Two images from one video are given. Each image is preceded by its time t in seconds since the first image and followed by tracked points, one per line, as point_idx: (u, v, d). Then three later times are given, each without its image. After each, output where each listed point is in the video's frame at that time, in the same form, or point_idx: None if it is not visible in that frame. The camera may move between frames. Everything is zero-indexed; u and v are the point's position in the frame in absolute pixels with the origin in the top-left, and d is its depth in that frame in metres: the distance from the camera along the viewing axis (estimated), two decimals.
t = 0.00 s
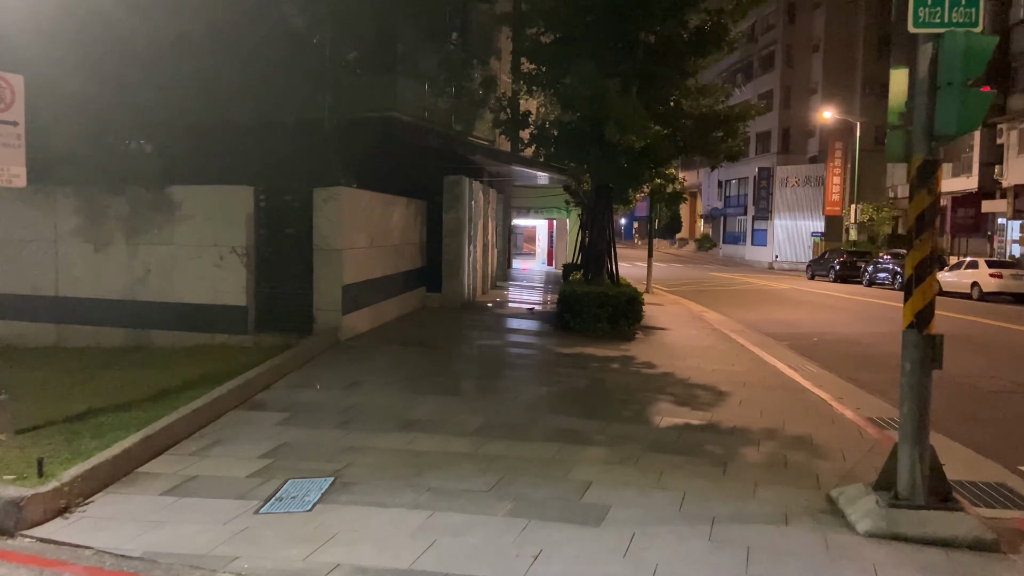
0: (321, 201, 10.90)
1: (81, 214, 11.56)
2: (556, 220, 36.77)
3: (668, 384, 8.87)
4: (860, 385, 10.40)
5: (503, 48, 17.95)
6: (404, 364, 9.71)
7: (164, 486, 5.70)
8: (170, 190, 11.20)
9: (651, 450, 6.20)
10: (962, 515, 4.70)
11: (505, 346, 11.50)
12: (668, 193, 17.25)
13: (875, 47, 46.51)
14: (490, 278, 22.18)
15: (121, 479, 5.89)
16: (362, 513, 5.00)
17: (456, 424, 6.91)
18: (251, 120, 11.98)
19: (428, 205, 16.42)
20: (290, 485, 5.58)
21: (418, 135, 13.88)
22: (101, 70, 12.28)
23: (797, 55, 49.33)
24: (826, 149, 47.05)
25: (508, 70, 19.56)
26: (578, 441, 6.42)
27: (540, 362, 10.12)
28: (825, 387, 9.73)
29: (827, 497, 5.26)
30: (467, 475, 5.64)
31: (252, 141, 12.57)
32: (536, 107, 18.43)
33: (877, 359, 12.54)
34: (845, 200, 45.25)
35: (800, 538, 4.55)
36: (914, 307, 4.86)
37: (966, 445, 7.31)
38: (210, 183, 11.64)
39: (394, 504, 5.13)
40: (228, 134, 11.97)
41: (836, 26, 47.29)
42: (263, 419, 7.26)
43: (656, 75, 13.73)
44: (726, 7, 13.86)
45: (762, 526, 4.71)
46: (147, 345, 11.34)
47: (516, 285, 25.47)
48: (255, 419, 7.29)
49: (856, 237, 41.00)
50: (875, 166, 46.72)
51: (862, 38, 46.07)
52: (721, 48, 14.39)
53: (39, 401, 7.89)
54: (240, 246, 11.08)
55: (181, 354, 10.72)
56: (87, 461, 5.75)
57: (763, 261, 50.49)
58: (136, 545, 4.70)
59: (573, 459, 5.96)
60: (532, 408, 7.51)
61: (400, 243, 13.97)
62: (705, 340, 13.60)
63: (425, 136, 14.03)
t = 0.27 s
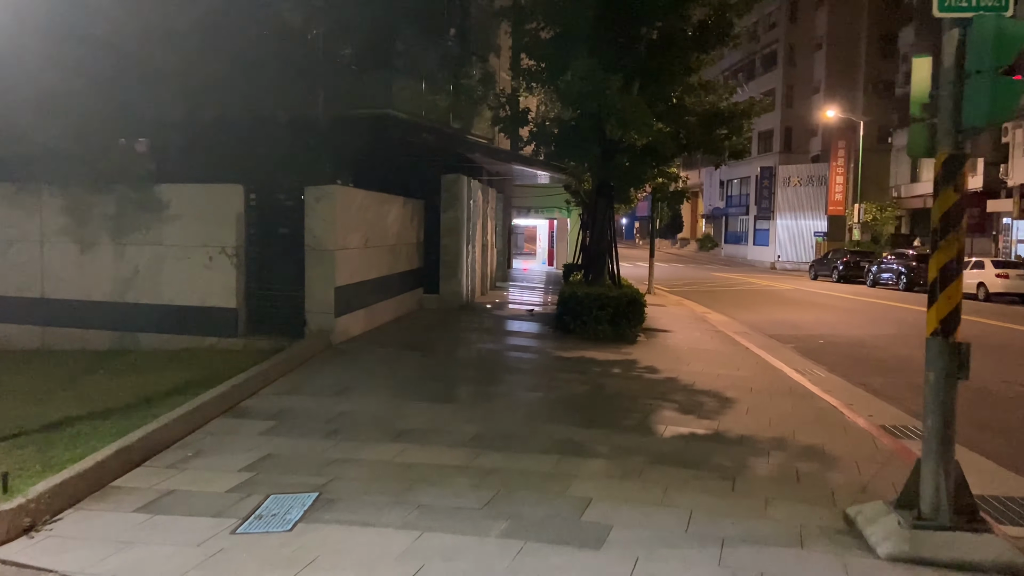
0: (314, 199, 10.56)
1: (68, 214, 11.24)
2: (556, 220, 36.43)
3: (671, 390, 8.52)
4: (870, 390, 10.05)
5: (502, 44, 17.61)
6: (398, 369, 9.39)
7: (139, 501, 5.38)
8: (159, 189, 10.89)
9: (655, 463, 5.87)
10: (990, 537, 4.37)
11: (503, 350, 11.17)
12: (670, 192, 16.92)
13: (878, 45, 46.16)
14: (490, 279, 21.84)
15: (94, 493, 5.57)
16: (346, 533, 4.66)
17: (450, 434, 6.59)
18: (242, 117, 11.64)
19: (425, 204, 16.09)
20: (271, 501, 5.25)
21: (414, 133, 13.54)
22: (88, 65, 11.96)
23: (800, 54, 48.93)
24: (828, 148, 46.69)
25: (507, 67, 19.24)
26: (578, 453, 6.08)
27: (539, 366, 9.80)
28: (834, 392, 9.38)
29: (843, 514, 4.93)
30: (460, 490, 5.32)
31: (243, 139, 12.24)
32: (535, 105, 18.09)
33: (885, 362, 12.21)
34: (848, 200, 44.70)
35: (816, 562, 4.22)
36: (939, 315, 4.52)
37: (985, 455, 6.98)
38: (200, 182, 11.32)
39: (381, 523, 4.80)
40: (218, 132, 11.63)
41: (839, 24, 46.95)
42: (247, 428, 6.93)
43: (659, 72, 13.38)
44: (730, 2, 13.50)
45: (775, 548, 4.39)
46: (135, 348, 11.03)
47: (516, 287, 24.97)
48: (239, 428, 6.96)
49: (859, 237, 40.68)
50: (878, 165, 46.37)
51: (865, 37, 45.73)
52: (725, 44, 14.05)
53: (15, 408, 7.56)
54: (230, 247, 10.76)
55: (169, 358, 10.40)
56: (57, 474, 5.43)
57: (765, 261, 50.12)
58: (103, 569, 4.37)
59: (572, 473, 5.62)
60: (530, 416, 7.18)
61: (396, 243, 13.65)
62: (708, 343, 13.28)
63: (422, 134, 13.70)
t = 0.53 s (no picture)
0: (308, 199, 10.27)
1: (57, 213, 10.97)
2: (557, 220, 36.14)
3: (676, 396, 8.25)
4: (879, 395, 9.79)
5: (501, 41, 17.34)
6: (395, 372, 9.12)
7: (117, 516, 5.11)
8: (149, 188, 10.62)
9: (661, 474, 5.60)
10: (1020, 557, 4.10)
11: (502, 353, 10.90)
12: (673, 191, 16.63)
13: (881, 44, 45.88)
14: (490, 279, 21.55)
15: (71, 507, 5.29)
16: (334, 552, 4.39)
17: (446, 443, 6.30)
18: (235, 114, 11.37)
19: (424, 204, 15.81)
20: (256, 516, 4.98)
21: (412, 131, 13.28)
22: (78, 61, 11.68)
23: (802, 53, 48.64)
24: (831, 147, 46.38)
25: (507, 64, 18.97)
26: (579, 464, 5.80)
27: (539, 370, 9.53)
28: (843, 397, 9.11)
29: (860, 531, 4.66)
30: (455, 504, 5.04)
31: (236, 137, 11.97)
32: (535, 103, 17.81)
33: (894, 365, 11.93)
34: (851, 199, 44.45)
35: None
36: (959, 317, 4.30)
37: (1004, 464, 6.70)
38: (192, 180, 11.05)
39: (371, 540, 4.53)
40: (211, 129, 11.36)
41: (841, 23, 46.67)
42: (235, 436, 6.66)
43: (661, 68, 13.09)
44: None
45: (789, 569, 4.11)
46: (125, 351, 10.75)
47: (516, 287, 24.69)
48: (226, 436, 6.69)
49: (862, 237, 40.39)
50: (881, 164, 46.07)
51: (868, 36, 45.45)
52: (729, 40, 13.76)
53: None
54: (222, 247, 10.49)
55: (160, 361, 10.13)
56: (31, 487, 5.15)
57: (768, 261, 49.82)
58: None
59: (573, 485, 5.35)
60: (530, 423, 6.90)
61: (393, 243, 13.38)
62: (712, 345, 13.00)
63: (420, 132, 13.42)
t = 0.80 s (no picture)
0: (301, 197, 9.96)
1: (44, 211, 10.69)
2: (558, 219, 35.84)
3: (680, 401, 7.97)
4: (890, 399, 9.49)
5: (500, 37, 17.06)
6: (390, 376, 8.84)
7: (92, 530, 4.83)
8: (138, 185, 10.33)
9: (666, 486, 5.31)
10: None
11: (501, 355, 10.62)
12: (675, 190, 16.35)
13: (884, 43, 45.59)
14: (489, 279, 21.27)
15: (44, 520, 5.01)
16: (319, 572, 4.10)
17: (441, 452, 6.01)
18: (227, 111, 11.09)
19: (422, 202, 15.53)
20: (238, 531, 4.69)
21: (410, 128, 12.99)
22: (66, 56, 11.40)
23: (804, 52, 48.34)
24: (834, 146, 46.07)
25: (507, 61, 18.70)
26: (580, 475, 5.51)
27: (538, 373, 9.25)
28: (853, 402, 8.82)
29: (879, 549, 4.38)
30: (449, 519, 4.75)
31: (229, 134, 11.69)
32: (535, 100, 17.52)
33: (902, 368, 11.65)
34: (854, 198, 44.15)
35: None
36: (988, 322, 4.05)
37: None
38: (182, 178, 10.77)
39: (359, 559, 4.24)
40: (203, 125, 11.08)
41: (844, 21, 46.38)
42: (220, 444, 6.38)
43: (664, 64, 12.79)
44: None
45: None
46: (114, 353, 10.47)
47: (517, 287, 24.41)
48: (212, 444, 6.40)
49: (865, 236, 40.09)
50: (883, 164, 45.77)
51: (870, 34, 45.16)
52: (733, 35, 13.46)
53: None
54: (212, 247, 10.20)
55: (149, 363, 9.84)
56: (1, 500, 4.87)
57: (770, 261, 49.52)
58: None
59: (574, 499, 5.06)
60: (529, 430, 6.62)
61: (390, 243, 13.11)
62: (716, 347, 12.72)
63: (418, 129, 13.13)
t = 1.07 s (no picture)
0: (291, 194, 9.61)
1: (28, 209, 10.40)
2: (558, 219, 35.52)
3: (684, 406, 7.66)
4: (900, 404, 9.18)
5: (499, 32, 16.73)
6: (382, 380, 8.53)
7: (58, 548, 4.53)
8: (124, 183, 10.03)
9: (669, 500, 5.01)
10: None
11: (498, 358, 10.32)
12: (677, 188, 16.04)
13: (886, 41, 45.26)
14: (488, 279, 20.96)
15: (7, 535, 4.71)
16: None
17: (432, 462, 5.70)
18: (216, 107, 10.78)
19: (418, 201, 15.22)
20: (212, 549, 4.39)
21: (405, 125, 12.68)
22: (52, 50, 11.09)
23: (805, 50, 48.02)
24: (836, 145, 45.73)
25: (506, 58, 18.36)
26: (578, 487, 5.21)
27: (536, 377, 8.94)
28: (862, 407, 8.50)
29: (898, 571, 4.08)
30: (436, 536, 4.45)
31: (219, 130, 11.38)
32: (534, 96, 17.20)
33: (911, 371, 11.33)
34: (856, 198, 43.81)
35: None
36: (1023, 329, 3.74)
37: None
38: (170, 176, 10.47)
39: None
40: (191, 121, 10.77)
41: (846, 19, 46.07)
42: (201, 453, 6.07)
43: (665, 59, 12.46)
44: None
45: None
46: (100, 356, 10.17)
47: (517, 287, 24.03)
48: (192, 453, 6.09)
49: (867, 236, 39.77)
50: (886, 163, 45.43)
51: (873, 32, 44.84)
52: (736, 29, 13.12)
53: None
54: (200, 246, 9.90)
55: (135, 367, 9.54)
56: None
57: (771, 261, 49.20)
58: None
59: (572, 514, 4.75)
60: (526, 439, 6.31)
61: (385, 242, 12.80)
62: (718, 349, 12.41)
63: (414, 125, 12.83)
